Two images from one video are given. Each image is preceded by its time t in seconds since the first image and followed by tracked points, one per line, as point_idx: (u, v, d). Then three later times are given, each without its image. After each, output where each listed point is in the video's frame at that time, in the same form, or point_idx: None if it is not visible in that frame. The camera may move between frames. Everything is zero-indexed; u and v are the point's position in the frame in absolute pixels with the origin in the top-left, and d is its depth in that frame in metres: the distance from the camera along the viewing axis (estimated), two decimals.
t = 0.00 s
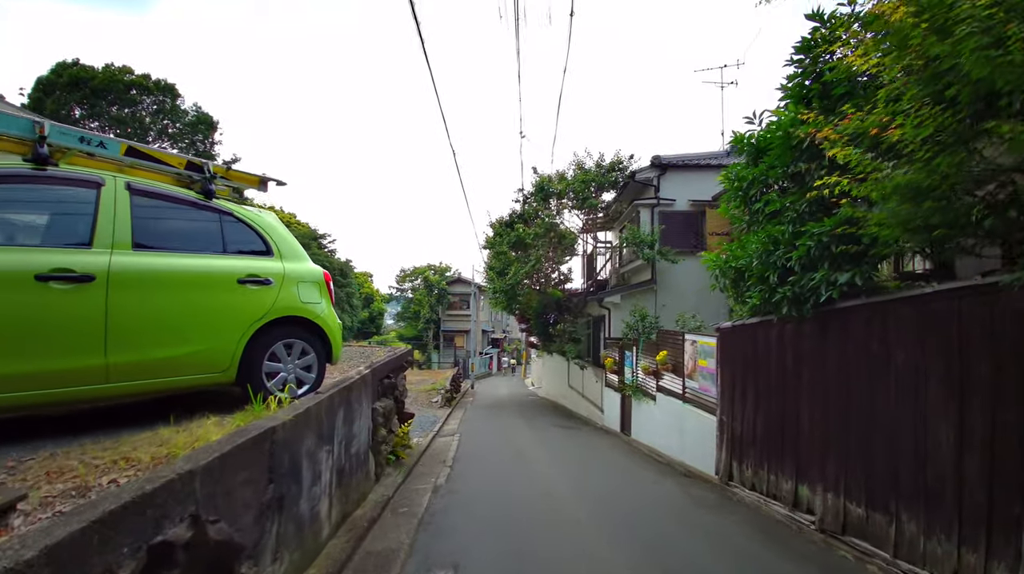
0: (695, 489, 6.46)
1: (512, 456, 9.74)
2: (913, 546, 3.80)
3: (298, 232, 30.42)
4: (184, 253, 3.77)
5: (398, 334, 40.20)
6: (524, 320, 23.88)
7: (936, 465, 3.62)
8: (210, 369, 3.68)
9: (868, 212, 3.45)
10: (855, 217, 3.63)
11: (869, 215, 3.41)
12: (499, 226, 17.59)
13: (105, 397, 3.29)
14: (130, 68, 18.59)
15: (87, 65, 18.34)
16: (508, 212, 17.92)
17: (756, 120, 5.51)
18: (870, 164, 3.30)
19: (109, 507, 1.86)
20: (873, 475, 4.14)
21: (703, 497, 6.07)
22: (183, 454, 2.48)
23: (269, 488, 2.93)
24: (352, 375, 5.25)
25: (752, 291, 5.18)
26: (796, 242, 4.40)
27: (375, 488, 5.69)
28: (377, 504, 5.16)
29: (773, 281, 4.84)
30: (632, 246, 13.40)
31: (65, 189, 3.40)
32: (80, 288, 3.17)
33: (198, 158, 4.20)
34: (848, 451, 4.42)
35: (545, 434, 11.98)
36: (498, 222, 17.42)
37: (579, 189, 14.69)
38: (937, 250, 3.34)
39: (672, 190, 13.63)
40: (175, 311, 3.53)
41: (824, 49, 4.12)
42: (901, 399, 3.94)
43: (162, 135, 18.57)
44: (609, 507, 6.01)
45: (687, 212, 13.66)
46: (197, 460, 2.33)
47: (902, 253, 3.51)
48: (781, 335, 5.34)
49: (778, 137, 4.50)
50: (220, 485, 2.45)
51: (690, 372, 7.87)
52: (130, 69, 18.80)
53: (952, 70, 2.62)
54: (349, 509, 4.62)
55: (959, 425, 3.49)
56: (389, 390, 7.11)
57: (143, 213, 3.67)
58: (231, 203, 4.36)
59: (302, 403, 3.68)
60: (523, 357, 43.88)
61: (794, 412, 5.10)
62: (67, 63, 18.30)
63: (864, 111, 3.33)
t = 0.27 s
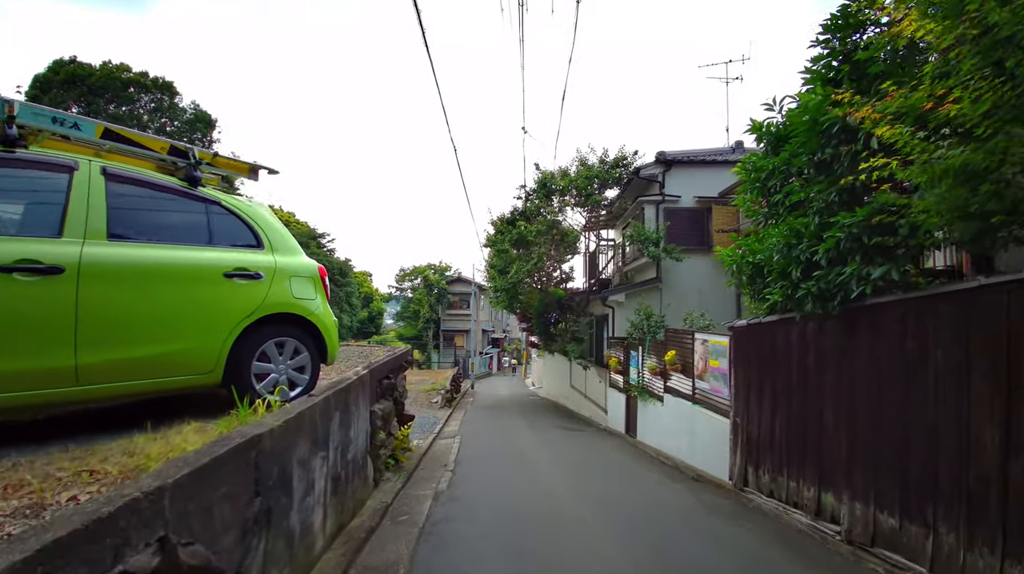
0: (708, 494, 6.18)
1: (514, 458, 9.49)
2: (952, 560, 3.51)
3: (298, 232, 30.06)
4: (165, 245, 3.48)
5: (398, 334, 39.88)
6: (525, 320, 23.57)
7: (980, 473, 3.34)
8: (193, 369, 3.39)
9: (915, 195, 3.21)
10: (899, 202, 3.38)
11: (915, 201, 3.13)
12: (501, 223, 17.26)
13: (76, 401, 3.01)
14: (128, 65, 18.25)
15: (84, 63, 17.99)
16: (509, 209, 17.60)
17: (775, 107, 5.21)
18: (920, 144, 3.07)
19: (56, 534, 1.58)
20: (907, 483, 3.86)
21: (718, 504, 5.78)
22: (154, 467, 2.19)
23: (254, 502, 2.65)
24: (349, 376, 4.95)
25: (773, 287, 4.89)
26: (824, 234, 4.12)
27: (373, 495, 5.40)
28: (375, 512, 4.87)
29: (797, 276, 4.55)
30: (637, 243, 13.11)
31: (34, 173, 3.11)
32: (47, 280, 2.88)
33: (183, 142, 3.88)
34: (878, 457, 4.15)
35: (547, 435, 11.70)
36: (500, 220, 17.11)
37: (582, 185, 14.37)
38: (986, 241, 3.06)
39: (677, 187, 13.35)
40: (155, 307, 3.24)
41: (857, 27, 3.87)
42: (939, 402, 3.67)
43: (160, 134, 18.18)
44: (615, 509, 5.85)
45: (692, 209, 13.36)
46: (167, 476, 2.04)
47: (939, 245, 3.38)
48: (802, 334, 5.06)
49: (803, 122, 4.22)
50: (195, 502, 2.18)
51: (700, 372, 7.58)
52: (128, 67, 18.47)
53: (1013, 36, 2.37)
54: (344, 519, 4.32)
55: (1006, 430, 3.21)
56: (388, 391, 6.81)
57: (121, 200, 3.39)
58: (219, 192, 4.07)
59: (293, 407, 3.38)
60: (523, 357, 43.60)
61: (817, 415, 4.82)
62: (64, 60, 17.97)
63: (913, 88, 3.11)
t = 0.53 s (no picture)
0: (714, 499, 5.95)
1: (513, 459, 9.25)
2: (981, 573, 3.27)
3: (295, 231, 29.75)
4: (138, 234, 3.22)
5: (396, 333, 39.60)
6: (525, 319, 23.30)
7: (1014, 479, 3.10)
8: (165, 369, 3.13)
9: (948, 180, 3.00)
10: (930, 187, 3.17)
11: (950, 186, 2.90)
12: (500, 221, 16.99)
13: (36, 403, 2.76)
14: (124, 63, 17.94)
15: (78, 61, 17.69)
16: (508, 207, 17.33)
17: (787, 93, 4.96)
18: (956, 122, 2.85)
19: None
20: (932, 489, 3.62)
21: (726, 509, 5.54)
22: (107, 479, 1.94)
23: (226, 516, 2.40)
24: (339, 376, 4.69)
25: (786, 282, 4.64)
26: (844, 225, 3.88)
27: (365, 500, 5.15)
28: (366, 520, 4.61)
29: (813, 271, 4.30)
30: (638, 241, 12.85)
31: None
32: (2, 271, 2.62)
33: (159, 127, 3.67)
34: (900, 462, 3.91)
35: (546, 436, 11.45)
36: (499, 218, 16.84)
37: (582, 182, 14.09)
38: None
39: (678, 183, 13.09)
40: (124, 301, 2.98)
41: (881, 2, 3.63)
42: (968, 403, 3.42)
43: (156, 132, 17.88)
44: (617, 512, 5.67)
45: (695, 206, 13.11)
46: (117, 491, 1.79)
47: (968, 235, 3.17)
48: (816, 332, 4.81)
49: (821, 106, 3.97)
50: (155, 516, 1.95)
51: (705, 372, 7.33)
52: (124, 65, 18.18)
53: None
54: (333, 528, 4.07)
55: None
56: (382, 392, 6.55)
57: (88, 185, 3.13)
58: (200, 180, 3.82)
59: (275, 410, 3.13)
60: (522, 357, 43.34)
61: (833, 417, 4.58)
62: (58, 58, 17.65)
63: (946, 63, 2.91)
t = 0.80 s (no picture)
0: (724, 502, 5.68)
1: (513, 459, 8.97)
2: None
3: (292, 230, 29.41)
4: (102, 214, 2.92)
5: (394, 333, 39.28)
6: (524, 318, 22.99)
7: None
8: (131, 363, 2.83)
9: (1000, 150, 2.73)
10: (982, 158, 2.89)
11: (998, 157, 2.63)
12: (499, 217, 16.68)
13: None
14: (119, 60, 17.65)
15: (73, 57, 17.40)
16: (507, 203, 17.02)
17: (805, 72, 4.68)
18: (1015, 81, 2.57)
19: None
20: (970, 493, 3.34)
21: (738, 513, 5.27)
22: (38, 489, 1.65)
23: (190, 528, 2.11)
24: (329, 372, 4.39)
25: (805, 272, 4.36)
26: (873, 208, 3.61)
27: (357, 505, 4.86)
28: (358, 526, 4.32)
29: (836, 259, 4.01)
30: (640, 236, 12.56)
31: None
32: None
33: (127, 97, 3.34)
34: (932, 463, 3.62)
35: (546, 436, 11.16)
36: (498, 214, 16.53)
37: (583, 176, 13.79)
38: None
39: (681, 177, 12.82)
40: (84, 286, 2.67)
41: None
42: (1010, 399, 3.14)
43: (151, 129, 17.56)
44: (620, 516, 5.44)
45: (698, 201, 12.81)
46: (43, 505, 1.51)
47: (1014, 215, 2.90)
48: (837, 326, 4.53)
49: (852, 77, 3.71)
50: (99, 527, 1.68)
51: (713, 369, 7.03)
52: (120, 62, 17.91)
53: None
54: (321, 535, 3.78)
55: None
56: (376, 389, 6.25)
57: (45, 159, 2.83)
58: (176, 159, 3.53)
59: (253, 407, 2.83)
60: (521, 356, 43.05)
61: (857, 415, 4.30)
62: (51, 55, 17.35)
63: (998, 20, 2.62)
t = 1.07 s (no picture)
0: (733, 510, 5.42)
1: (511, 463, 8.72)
2: None
3: (291, 230, 29.15)
4: (55, 199, 2.63)
5: (392, 333, 38.97)
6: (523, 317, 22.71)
7: None
8: (87, 366, 2.54)
9: None
10: None
11: None
12: (498, 215, 16.40)
13: None
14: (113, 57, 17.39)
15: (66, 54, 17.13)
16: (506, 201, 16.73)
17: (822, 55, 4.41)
18: None
19: None
20: (1009, 506, 3.07)
21: (749, 522, 5.00)
22: None
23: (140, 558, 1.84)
24: (316, 375, 4.12)
25: (824, 268, 4.09)
26: (901, 198, 3.39)
27: (347, 515, 4.59)
28: (347, 539, 4.04)
29: (858, 253, 3.75)
30: (642, 234, 12.29)
31: None
32: None
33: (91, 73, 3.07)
34: (965, 473, 3.35)
35: (546, 438, 10.90)
36: (497, 212, 16.24)
37: (583, 173, 13.51)
38: None
39: (684, 174, 12.56)
40: (33, 278, 2.38)
41: None
42: None
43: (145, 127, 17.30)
44: (624, 524, 5.21)
45: (701, 197, 12.53)
46: None
47: None
48: (857, 326, 4.26)
49: (878, 56, 3.47)
50: (19, 564, 1.41)
51: (720, 370, 6.73)
52: (114, 59, 17.65)
53: None
54: (306, 552, 3.49)
55: None
56: (369, 392, 5.96)
57: None
58: (148, 144, 3.26)
59: (225, 415, 2.56)
60: (520, 356, 42.81)
61: (879, 421, 4.04)
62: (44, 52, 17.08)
63: None
